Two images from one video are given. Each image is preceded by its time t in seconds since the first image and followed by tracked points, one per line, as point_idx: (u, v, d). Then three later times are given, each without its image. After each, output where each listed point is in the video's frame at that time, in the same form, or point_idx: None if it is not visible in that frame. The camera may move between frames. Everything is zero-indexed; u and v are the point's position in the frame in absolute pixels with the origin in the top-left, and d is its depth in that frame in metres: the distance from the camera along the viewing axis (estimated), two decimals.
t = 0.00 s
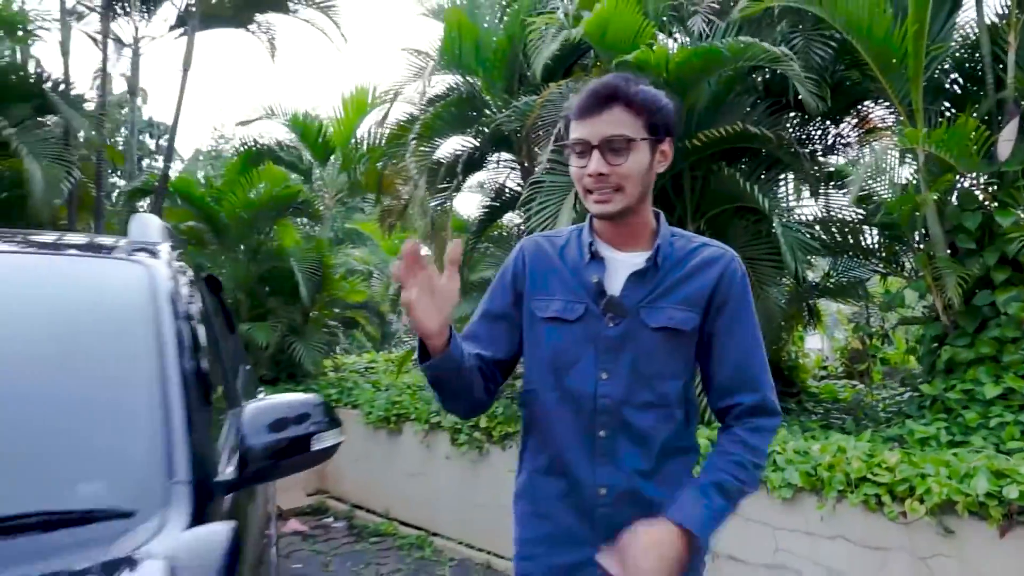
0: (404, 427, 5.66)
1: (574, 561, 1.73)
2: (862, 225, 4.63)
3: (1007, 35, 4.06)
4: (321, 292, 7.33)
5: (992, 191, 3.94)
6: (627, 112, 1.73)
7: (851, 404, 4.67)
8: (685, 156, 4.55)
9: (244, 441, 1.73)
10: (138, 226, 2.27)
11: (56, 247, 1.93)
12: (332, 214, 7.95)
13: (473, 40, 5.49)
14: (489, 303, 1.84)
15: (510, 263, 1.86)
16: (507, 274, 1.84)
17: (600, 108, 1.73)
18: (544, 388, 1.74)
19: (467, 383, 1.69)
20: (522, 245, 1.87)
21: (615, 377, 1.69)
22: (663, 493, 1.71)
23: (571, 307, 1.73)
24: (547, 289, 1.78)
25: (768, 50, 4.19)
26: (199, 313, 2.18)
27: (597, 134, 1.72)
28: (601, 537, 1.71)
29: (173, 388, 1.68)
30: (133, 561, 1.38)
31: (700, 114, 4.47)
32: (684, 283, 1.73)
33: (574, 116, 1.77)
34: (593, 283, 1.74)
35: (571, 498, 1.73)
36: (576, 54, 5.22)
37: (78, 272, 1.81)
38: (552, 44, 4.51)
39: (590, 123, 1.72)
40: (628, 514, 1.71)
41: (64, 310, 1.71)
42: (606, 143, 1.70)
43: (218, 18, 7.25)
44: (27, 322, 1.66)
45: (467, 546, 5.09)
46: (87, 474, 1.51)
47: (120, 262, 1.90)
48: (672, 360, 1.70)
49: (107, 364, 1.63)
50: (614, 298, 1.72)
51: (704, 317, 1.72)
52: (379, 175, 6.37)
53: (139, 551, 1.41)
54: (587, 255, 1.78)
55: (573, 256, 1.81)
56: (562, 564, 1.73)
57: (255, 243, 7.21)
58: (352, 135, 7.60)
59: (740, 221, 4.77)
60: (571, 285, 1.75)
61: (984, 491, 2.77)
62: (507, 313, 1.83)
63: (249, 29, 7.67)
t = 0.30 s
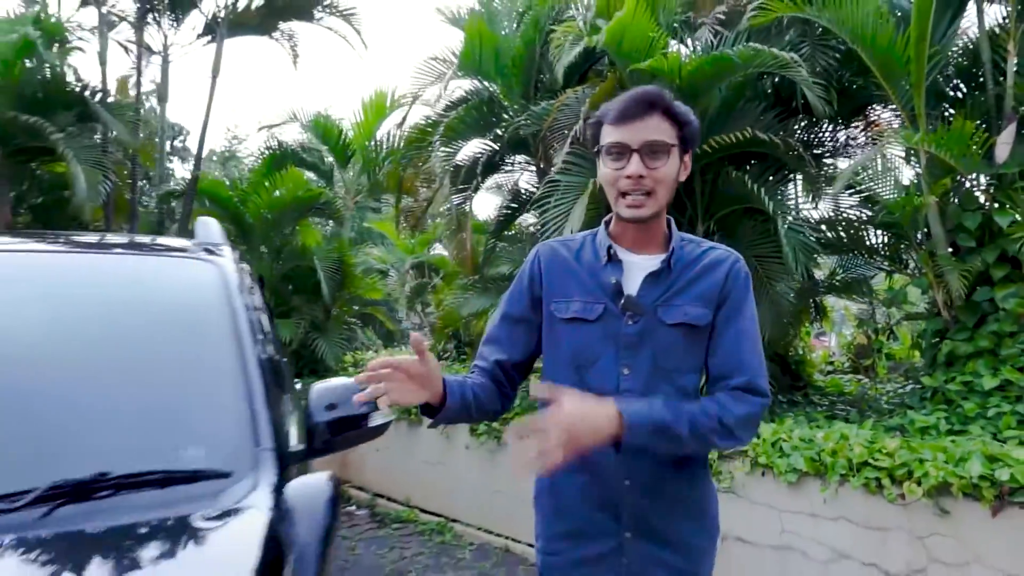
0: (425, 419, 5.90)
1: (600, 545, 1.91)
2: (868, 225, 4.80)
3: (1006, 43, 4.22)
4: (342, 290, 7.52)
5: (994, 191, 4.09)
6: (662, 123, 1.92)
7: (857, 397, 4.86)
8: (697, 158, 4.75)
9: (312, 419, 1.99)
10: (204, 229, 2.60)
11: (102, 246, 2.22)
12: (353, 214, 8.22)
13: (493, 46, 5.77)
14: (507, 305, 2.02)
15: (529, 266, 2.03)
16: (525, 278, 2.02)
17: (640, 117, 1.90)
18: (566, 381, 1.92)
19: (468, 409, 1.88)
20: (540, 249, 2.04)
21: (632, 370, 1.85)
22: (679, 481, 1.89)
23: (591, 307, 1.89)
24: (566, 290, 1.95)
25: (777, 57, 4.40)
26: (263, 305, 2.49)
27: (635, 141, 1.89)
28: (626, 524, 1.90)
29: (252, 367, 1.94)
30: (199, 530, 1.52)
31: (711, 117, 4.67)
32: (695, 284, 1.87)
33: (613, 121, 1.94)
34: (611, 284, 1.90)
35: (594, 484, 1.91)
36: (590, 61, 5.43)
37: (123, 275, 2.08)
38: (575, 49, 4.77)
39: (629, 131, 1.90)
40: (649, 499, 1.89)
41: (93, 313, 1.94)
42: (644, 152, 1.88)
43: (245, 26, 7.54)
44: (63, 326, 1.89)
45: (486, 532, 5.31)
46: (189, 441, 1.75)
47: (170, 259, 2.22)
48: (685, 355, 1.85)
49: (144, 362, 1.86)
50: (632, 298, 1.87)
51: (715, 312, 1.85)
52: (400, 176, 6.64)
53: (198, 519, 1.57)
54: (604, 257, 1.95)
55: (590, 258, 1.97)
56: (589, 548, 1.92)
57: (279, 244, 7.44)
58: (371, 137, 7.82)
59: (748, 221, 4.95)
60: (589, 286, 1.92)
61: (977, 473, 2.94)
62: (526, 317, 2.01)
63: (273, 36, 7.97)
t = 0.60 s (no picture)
0: (440, 412, 6.12)
1: (608, 520, 2.09)
2: (867, 226, 4.99)
3: (998, 52, 4.43)
4: (356, 287, 7.61)
5: (987, 193, 4.30)
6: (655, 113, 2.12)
7: (857, 391, 5.06)
8: (703, 161, 4.98)
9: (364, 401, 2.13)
10: (251, 227, 2.78)
11: (132, 246, 2.42)
12: (366, 214, 8.44)
13: (509, 52, 6.03)
14: (512, 291, 2.21)
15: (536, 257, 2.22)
16: (531, 269, 2.21)
17: (635, 107, 2.11)
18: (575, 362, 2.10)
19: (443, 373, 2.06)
20: (547, 240, 2.23)
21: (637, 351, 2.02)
22: (681, 458, 2.08)
23: (599, 294, 2.08)
24: (573, 279, 2.13)
25: (780, 65, 4.61)
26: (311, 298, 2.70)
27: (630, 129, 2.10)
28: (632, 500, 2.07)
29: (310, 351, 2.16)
30: (244, 509, 1.64)
31: (717, 122, 4.89)
32: (696, 271, 2.06)
33: (610, 112, 2.15)
34: (618, 272, 2.09)
35: (602, 460, 2.09)
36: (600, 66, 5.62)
37: (138, 276, 2.25)
38: (579, 53, 5.04)
39: (625, 119, 2.11)
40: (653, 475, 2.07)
41: (84, 314, 2.09)
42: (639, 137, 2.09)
43: (261, 29, 7.75)
44: (72, 333, 2.04)
45: (501, 520, 5.52)
46: (263, 418, 1.96)
47: (194, 256, 2.41)
48: (686, 336, 2.03)
49: (152, 360, 2.01)
50: (638, 284, 2.04)
51: (713, 294, 2.03)
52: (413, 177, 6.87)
53: (236, 493, 1.70)
54: (611, 247, 2.14)
55: (595, 249, 2.16)
56: (599, 522, 2.08)
57: (296, 243, 7.55)
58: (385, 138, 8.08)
59: (752, 222, 5.18)
60: (596, 275, 2.10)
61: (966, 457, 3.19)
62: (529, 302, 2.21)
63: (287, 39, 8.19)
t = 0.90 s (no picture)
0: (450, 406, 6.33)
1: (618, 501, 2.05)
2: (864, 227, 5.23)
3: (986, 62, 4.66)
4: (367, 286, 7.84)
5: (977, 195, 4.51)
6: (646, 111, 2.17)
7: (852, 386, 5.25)
8: (707, 165, 5.20)
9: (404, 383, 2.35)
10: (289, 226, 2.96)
11: (157, 244, 2.64)
12: (375, 214, 8.65)
13: (521, 58, 6.20)
14: (517, 279, 2.19)
15: (543, 245, 2.21)
16: (537, 254, 2.20)
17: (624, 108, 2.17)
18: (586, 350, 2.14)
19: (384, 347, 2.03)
20: (556, 229, 2.24)
21: (647, 339, 2.08)
22: (687, 442, 2.04)
23: (608, 285, 2.12)
24: (583, 270, 2.16)
25: (781, 74, 4.82)
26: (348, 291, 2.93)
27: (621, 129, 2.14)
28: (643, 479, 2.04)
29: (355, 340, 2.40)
30: (271, 487, 1.79)
31: (720, 128, 5.10)
32: (702, 262, 2.12)
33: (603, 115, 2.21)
34: (627, 264, 2.14)
35: (612, 442, 2.05)
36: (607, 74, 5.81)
37: (180, 275, 2.46)
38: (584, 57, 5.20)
39: (615, 121, 2.16)
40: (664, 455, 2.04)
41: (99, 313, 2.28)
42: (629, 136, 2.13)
43: (273, 34, 7.95)
44: (88, 328, 2.23)
45: (510, 510, 5.72)
46: (319, 397, 2.18)
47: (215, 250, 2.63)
48: (693, 323, 2.09)
49: (171, 351, 2.20)
50: (646, 276, 2.10)
51: (718, 283, 2.10)
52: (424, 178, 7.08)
53: (259, 472, 1.86)
54: (619, 240, 2.19)
55: (603, 240, 2.20)
56: (608, 504, 2.05)
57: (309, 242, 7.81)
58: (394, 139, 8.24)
59: (753, 223, 5.39)
60: (606, 265, 2.15)
61: (953, 442, 3.42)
62: (525, 281, 2.18)
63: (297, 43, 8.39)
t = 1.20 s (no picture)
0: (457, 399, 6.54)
1: (635, 477, 2.17)
2: (857, 228, 5.40)
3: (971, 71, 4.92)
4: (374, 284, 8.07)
5: (963, 197, 4.76)
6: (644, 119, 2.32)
7: (845, 379, 5.48)
8: (706, 167, 5.45)
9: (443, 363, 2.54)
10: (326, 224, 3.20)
11: (192, 237, 2.81)
12: (381, 214, 8.87)
13: (525, 65, 6.40)
14: (536, 274, 2.36)
15: (559, 243, 2.38)
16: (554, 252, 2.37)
17: (624, 118, 2.32)
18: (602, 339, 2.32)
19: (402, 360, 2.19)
20: (571, 227, 2.41)
21: (659, 328, 2.26)
22: (697, 422, 2.16)
23: (622, 279, 2.30)
24: (599, 266, 2.34)
25: (779, 82, 5.07)
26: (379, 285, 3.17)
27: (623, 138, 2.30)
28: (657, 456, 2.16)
29: (396, 328, 2.61)
30: (291, 463, 1.84)
31: (718, 133, 5.35)
32: (708, 255, 2.28)
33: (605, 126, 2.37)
34: (639, 260, 2.31)
35: (628, 422, 2.18)
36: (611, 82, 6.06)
37: (218, 271, 2.62)
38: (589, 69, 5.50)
39: (616, 131, 2.31)
40: (677, 434, 2.17)
41: (130, 308, 2.40)
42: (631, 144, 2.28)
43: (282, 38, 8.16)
44: (121, 318, 2.36)
45: (515, 499, 5.93)
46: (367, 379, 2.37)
47: (231, 244, 2.81)
48: (701, 312, 2.26)
49: (209, 341, 2.35)
50: (657, 271, 2.28)
51: (723, 273, 2.27)
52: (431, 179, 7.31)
53: (280, 451, 1.92)
54: (631, 237, 2.36)
55: (616, 236, 2.37)
56: (626, 480, 2.18)
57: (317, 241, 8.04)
58: (399, 140, 8.37)
59: (749, 223, 5.63)
60: (620, 261, 2.32)
61: (940, 429, 3.66)
62: (544, 278, 2.36)
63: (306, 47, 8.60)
